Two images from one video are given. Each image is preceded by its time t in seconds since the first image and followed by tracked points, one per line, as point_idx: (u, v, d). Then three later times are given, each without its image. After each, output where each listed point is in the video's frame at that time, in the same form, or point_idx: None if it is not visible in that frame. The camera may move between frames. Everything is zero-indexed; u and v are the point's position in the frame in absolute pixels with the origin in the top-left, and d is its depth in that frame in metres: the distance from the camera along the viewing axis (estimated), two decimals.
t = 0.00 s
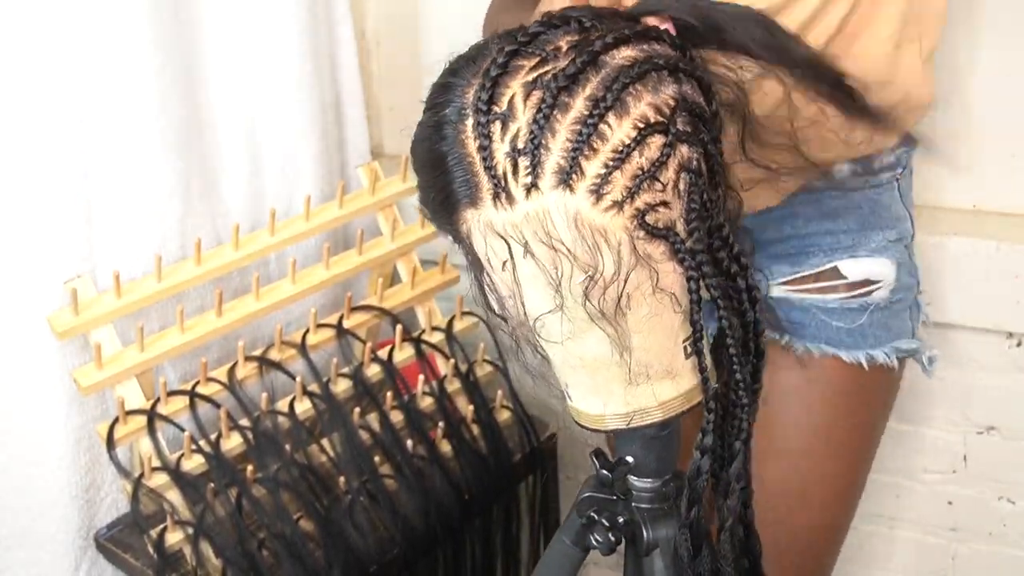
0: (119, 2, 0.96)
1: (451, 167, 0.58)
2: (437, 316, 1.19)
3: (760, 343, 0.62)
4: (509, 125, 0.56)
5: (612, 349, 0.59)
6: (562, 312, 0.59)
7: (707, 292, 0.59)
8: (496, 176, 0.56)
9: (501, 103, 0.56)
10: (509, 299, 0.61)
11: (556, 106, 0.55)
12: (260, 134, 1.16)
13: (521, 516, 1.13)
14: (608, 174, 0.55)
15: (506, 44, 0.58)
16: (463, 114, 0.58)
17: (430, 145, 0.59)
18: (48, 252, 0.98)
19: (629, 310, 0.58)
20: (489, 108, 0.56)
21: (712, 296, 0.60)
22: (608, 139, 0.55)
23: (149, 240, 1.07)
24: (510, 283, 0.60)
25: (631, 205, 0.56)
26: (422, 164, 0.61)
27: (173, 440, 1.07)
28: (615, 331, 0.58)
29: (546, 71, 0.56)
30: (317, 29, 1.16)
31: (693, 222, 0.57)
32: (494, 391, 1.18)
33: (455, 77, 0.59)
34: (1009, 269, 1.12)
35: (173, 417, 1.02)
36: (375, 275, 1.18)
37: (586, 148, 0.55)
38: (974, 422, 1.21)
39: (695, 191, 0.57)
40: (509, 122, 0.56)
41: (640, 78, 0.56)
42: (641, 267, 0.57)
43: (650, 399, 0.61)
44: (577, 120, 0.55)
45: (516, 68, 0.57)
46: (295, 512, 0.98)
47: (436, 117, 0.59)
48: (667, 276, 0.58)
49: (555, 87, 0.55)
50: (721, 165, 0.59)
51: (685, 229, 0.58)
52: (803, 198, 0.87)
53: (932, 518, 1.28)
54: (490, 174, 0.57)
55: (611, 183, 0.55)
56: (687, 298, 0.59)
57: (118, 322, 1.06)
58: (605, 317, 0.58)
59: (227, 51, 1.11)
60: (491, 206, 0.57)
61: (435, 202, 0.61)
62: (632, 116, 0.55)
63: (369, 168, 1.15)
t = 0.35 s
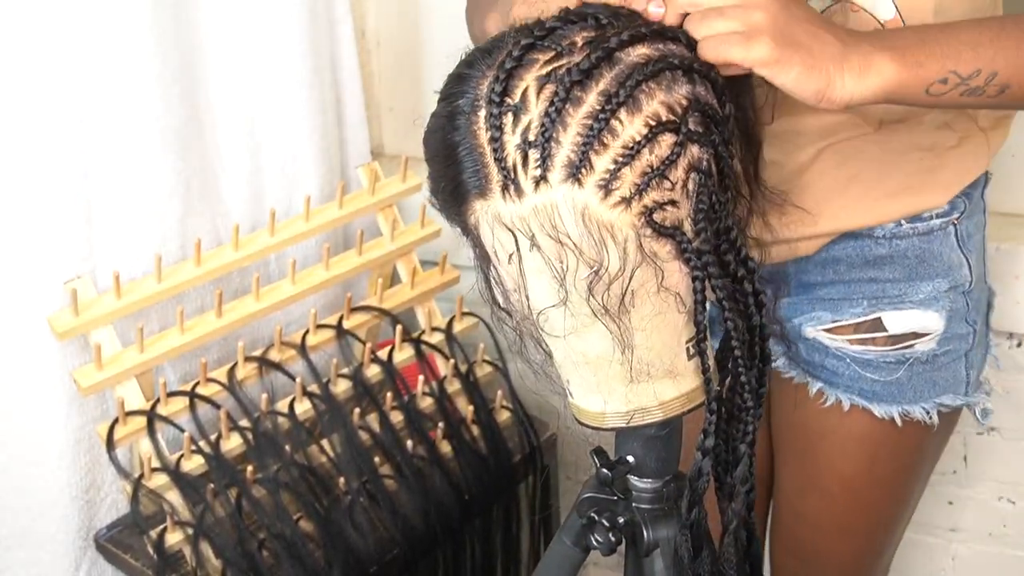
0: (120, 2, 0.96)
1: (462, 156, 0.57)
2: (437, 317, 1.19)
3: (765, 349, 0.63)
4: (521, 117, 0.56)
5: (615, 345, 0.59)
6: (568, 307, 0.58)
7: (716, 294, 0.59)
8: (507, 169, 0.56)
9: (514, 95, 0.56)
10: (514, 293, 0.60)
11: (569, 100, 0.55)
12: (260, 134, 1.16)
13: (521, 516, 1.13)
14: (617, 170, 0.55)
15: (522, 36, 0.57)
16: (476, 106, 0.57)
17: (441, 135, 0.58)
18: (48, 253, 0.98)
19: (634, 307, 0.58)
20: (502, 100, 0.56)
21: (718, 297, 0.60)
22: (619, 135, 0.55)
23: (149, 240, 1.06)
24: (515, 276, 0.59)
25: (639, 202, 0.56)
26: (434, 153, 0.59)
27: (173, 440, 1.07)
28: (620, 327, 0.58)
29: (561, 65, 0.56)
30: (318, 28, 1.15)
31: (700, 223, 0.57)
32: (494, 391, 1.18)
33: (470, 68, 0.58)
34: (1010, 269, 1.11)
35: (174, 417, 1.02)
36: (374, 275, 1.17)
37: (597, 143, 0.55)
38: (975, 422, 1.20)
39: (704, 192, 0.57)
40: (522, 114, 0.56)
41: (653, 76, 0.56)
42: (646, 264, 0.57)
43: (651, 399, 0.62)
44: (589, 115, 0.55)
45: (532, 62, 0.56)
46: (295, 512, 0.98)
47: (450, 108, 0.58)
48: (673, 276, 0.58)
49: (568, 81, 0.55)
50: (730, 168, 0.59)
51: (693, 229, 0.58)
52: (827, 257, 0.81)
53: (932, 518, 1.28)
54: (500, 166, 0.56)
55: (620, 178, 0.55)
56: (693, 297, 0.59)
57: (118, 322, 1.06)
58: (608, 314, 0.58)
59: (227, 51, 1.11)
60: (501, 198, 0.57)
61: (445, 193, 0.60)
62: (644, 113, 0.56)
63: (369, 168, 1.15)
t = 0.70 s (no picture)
0: (120, 2, 0.96)
1: (461, 155, 0.57)
2: (437, 317, 1.19)
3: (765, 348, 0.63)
4: (519, 116, 0.56)
5: (614, 343, 0.59)
6: (567, 306, 0.58)
7: (715, 293, 0.59)
8: (505, 167, 0.56)
9: (512, 94, 0.56)
10: (513, 292, 0.60)
11: (566, 99, 0.55)
12: (260, 134, 1.16)
13: (521, 515, 1.13)
14: (615, 168, 0.55)
15: (520, 36, 0.57)
16: (474, 105, 0.57)
17: (441, 135, 0.59)
18: (48, 252, 0.98)
19: (633, 305, 0.58)
20: (500, 99, 0.56)
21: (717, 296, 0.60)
22: (617, 134, 0.55)
23: (149, 240, 1.07)
24: (514, 274, 0.59)
25: (637, 201, 0.56)
26: (433, 153, 0.60)
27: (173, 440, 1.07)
28: (618, 325, 0.58)
29: (558, 64, 0.56)
30: (318, 27, 1.15)
31: (698, 222, 0.57)
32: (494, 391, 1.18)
33: (469, 69, 0.58)
34: (1010, 268, 1.11)
35: (174, 417, 1.02)
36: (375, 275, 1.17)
37: (594, 141, 0.55)
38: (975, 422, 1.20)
39: (701, 190, 0.57)
40: (520, 113, 0.56)
41: (652, 74, 0.56)
42: (645, 263, 0.57)
43: (651, 398, 0.61)
44: (586, 113, 0.55)
45: (529, 61, 0.56)
46: (295, 512, 0.98)
47: (449, 107, 0.58)
48: (671, 274, 0.58)
49: (566, 80, 0.55)
50: (727, 166, 0.59)
51: (691, 227, 0.58)
52: (828, 259, 0.84)
53: (932, 518, 1.28)
54: (499, 164, 0.56)
55: (617, 177, 0.55)
56: (692, 296, 0.59)
57: (118, 322, 1.06)
58: (607, 312, 0.58)
59: (227, 51, 1.10)
60: (499, 196, 0.57)
61: (444, 192, 0.60)
62: (642, 112, 0.55)
63: (369, 168, 1.14)
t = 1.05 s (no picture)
0: (120, 2, 0.96)
1: (465, 154, 0.57)
2: (437, 316, 1.19)
3: (768, 356, 0.63)
4: (523, 116, 0.56)
5: (614, 347, 0.59)
6: (568, 307, 0.58)
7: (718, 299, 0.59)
8: (507, 167, 0.56)
9: (517, 94, 0.56)
10: (515, 292, 0.60)
11: (570, 100, 0.55)
12: (261, 133, 1.16)
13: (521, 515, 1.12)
14: (618, 170, 0.55)
15: (527, 36, 0.57)
16: (479, 104, 0.57)
17: (446, 132, 0.58)
18: (48, 252, 0.98)
19: (633, 309, 0.58)
20: (505, 98, 0.56)
21: (719, 300, 0.59)
22: (620, 136, 0.55)
23: (149, 239, 1.06)
24: (515, 275, 0.59)
25: (639, 203, 0.56)
26: (437, 150, 0.59)
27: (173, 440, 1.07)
28: (618, 329, 0.58)
29: (564, 65, 0.56)
30: (318, 27, 1.15)
31: (701, 226, 0.58)
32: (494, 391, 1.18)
33: (475, 67, 0.58)
34: (1010, 268, 1.11)
35: (174, 417, 1.02)
36: (375, 274, 1.17)
37: (597, 143, 0.55)
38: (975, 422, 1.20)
39: (706, 194, 0.57)
40: (524, 113, 0.56)
41: (657, 77, 0.55)
42: (646, 266, 0.58)
43: (652, 402, 0.61)
44: (589, 115, 0.55)
45: (535, 61, 0.56)
46: (295, 512, 0.98)
47: (455, 106, 0.58)
48: (673, 278, 0.58)
49: (570, 81, 0.55)
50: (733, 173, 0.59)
51: (693, 231, 0.58)
52: (822, 258, 0.81)
53: (932, 518, 1.28)
54: (501, 164, 0.56)
55: (620, 179, 0.55)
56: (695, 301, 0.59)
57: (118, 322, 1.06)
58: (607, 315, 0.58)
59: (226, 50, 1.10)
60: (501, 196, 0.57)
61: (448, 190, 0.60)
62: (646, 114, 0.55)
63: (369, 167, 1.14)
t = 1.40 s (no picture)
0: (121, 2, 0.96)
1: (455, 155, 0.57)
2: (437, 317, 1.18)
3: (766, 358, 0.63)
4: (506, 119, 0.56)
5: (598, 348, 0.59)
6: (550, 309, 0.59)
7: (704, 302, 0.59)
8: (491, 168, 0.56)
9: (501, 97, 0.56)
10: (505, 293, 0.61)
11: (551, 103, 0.55)
12: (259, 134, 1.15)
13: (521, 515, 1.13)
14: (597, 174, 0.55)
15: (517, 37, 0.57)
16: (468, 105, 0.57)
17: (439, 133, 0.59)
18: (48, 252, 0.98)
19: (617, 311, 0.58)
20: (489, 101, 0.56)
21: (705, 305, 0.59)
22: (600, 140, 0.55)
23: (148, 239, 1.06)
24: (503, 274, 0.59)
25: (620, 207, 0.56)
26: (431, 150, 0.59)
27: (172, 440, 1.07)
28: (602, 331, 0.59)
29: (547, 68, 0.56)
30: (318, 27, 1.15)
31: (687, 230, 0.57)
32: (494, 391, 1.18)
33: (468, 68, 0.58)
34: (1011, 269, 1.11)
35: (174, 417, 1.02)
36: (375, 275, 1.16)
37: (576, 147, 0.55)
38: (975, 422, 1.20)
39: (692, 197, 0.57)
40: (507, 116, 0.56)
41: (642, 80, 0.55)
42: (630, 270, 0.57)
43: (641, 403, 0.62)
44: (569, 119, 0.55)
45: (521, 63, 0.56)
46: (295, 512, 0.98)
47: (448, 106, 0.58)
48: (658, 282, 0.58)
49: (552, 84, 0.55)
50: (725, 175, 0.59)
51: (680, 235, 0.58)
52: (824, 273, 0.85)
53: (932, 518, 1.28)
54: (485, 166, 0.56)
55: (599, 183, 0.55)
56: (680, 304, 0.58)
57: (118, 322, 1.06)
58: (591, 317, 0.58)
59: (226, 50, 1.10)
60: (487, 197, 0.57)
61: (439, 189, 0.60)
62: (627, 118, 0.55)
63: (369, 167, 1.14)
